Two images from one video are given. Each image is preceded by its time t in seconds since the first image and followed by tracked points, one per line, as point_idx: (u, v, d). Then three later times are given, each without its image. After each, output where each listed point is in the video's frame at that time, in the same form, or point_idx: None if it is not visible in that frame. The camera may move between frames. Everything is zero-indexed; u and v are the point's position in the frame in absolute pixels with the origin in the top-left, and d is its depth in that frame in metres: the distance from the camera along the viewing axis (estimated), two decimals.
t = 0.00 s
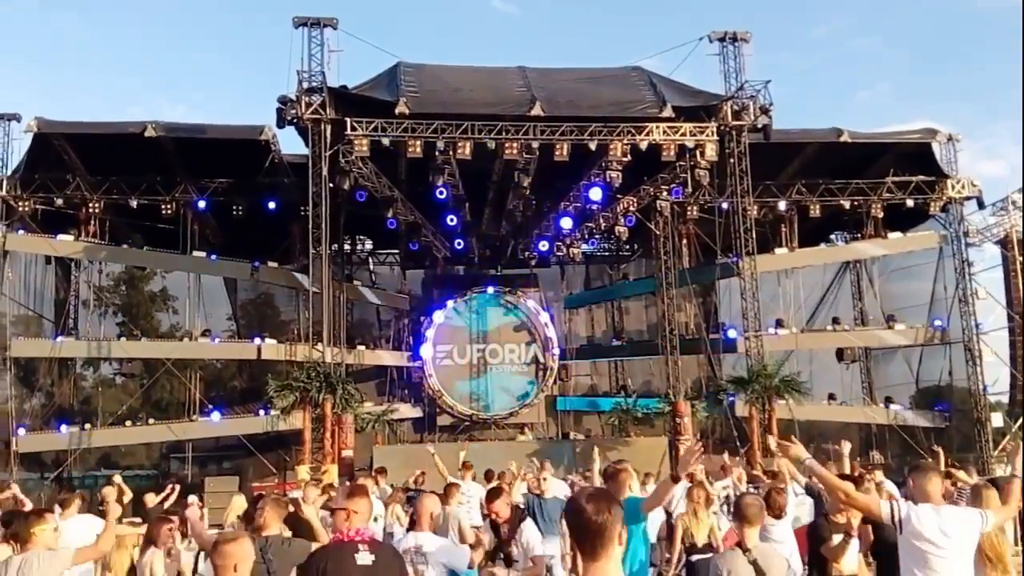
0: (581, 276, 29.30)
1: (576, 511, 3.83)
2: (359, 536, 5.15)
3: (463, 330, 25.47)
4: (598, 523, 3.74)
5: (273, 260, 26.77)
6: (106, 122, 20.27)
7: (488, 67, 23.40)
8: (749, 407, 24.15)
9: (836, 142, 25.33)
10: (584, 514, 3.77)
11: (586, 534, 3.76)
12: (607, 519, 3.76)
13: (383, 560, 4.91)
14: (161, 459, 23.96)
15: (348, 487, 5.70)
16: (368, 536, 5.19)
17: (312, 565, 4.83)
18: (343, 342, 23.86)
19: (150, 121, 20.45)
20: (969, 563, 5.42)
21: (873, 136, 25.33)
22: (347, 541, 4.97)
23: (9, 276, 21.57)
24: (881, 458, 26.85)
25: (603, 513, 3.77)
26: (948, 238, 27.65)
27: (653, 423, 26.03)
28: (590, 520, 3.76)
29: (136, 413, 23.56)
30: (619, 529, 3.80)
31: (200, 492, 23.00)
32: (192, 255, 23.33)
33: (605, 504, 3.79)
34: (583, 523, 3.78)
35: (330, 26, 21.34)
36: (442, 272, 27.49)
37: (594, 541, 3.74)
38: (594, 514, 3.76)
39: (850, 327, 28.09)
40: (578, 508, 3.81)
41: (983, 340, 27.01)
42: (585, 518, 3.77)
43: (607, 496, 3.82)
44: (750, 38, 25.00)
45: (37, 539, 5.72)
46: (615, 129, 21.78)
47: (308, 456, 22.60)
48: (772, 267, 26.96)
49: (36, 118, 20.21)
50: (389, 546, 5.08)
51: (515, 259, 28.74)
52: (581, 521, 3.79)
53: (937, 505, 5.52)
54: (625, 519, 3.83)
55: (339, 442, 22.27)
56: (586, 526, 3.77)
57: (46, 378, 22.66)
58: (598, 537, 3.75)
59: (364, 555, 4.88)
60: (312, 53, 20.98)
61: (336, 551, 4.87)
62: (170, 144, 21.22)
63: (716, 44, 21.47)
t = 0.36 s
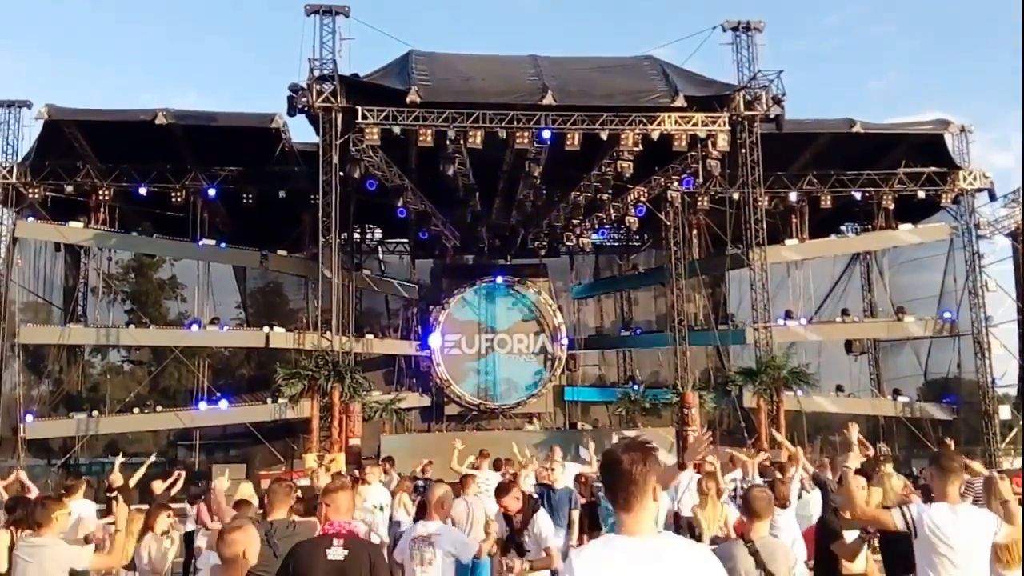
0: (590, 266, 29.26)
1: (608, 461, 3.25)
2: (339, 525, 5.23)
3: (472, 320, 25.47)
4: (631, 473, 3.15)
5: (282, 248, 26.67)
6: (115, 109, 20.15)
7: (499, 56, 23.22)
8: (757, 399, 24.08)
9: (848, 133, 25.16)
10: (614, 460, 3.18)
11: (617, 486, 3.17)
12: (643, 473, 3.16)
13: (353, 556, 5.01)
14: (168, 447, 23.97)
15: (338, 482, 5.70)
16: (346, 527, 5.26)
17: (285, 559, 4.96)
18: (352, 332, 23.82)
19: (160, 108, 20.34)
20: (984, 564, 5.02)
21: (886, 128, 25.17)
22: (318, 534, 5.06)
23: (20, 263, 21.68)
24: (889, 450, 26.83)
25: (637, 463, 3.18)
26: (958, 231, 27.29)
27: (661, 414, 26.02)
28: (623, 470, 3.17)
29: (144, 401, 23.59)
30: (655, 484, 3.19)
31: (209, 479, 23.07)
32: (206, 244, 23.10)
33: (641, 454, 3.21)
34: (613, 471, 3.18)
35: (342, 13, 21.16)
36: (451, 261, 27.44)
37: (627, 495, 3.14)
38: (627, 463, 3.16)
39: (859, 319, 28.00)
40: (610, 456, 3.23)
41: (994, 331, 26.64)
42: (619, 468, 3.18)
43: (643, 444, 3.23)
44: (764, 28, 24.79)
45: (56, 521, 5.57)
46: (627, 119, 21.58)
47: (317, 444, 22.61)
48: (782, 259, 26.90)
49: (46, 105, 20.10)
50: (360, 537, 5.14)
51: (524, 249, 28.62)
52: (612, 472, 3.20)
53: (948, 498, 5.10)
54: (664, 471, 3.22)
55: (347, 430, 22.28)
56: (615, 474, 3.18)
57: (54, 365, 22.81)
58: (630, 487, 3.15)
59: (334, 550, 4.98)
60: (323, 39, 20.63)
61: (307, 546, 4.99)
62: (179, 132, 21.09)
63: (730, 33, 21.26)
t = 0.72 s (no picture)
0: (599, 260, 29.23)
1: (644, 433, 3.30)
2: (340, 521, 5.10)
3: (480, 314, 25.59)
4: (666, 445, 3.20)
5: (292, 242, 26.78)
6: (128, 101, 20.29)
7: (509, 48, 23.18)
8: (766, 394, 24.01)
9: (860, 128, 25.13)
10: (651, 433, 3.24)
11: (654, 458, 3.23)
12: (682, 443, 3.22)
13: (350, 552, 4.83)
14: (179, 439, 24.18)
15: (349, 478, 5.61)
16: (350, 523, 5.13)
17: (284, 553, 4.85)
18: (361, 325, 23.88)
19: (172, 100, 20.45)
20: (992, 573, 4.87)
21: (898, 122, 25.03)
22: (316, 529, 4.94)
23: (32, 255, 21.96)
24: (899, 447, 26.65)
25: (673, 437, 3.22)
26: (971, 225, 27.12)
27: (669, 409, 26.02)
28: (656, 443, 3.22)
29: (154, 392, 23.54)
30: (693, 458, 3.24)
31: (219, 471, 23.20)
32: (217, 236, 23.16)
33: (677, 426, 3.24)
34: (650, 445, 3.24)
35: (352, 6, 21.17)
36: (460, 255, 27.43)
37: (667, 466, 3.21)
38: (663, 435, 3.21)
39: (869, 314, 27.88)
40: (648, 427, 3.27)
41: (1006, 327, 26.49)
42: (655, 442, 3.23)
43: (683, 414, 3.28)
44: (776, 21, 24.67)
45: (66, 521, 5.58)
46: (637, 112, 21.52)
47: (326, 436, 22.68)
48: (793, 254, 26.82)
49: (58, 97, 20.22)
50: (361, 532, 4.96)
51: (533, 243, 28.59)
52: (648, 444, 3.25)
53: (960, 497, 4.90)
54: (703, 446, 3.27)
55: (356, 423, 22.29)
56: (652, 446, 3.23)
57: (66, 357, 23.24)
58: (667, 460, 3.21)
59: (333, 544, 4.84)
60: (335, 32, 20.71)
61: (305, 541, 4.87)
62: (191, 125, 21.19)
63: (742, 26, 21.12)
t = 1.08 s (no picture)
0: (601, 257, 29.26)
1: (669, 447, 3.03)
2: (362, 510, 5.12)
3: (481, 310, 25.62)
4: (692, 453, 2.94)
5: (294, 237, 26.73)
6: (131, 95, 20.29)
7: (512, 45, 23.16)
8: (768, 392, 24.02)
9: (862, 126, 25.11)
10: (678, 442, 2.98)
11: (680, 471, 2.94)
12: (711, 459, 2.94)
13: (375, 543, 4.92)
14: (179, 433, 24.13)
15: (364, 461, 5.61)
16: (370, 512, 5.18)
17: (306, 544, 4.93)
18: (363, 320, 23.86)
19: (175, 94, 20.43)
20: (1004, 567, 4.96)
21: (900, 121, 25.02)
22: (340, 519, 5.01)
23: (34, 248, 22.00)
24: (899, 446, 26.64)
25: (702, 450, 2.95)
26: (972, 225, 27.23)
27: (670, 407, 26.05)
28: (682, 451, 2.95)
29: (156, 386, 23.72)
30: (722, 475, 2.96)
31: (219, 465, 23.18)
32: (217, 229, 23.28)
33: (708, 441, 2.97)
34: (676, 458, 2.96)
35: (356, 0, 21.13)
36: (462, 251, 27.41)
37: (695, 481, 2.91)
38: (691, 446, 2.95)
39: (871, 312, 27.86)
40: (674, 437, 3.00)
41: (1007, 327, 26.57)
42: (681, 453, 2.96)
43: (713, 427, 3.01)
44: (779, 19, 24.65)
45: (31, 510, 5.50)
46: (639, 109, 21.53)
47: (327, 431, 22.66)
48: (795, 252, 26.82)
49: (61, 90, 20.17)
50: (385, 524, 5.05)
51: (535, 239, 28.57)
52: (673, 454, 2.98)
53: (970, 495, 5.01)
54: (729, 459, 2.99)
55: (357, 419, 22.27)
56: (679, 460, 2.95)
57: (67, 350, 23.00)
58: (693, 475, 2.92)
59: (356, 535, 4.93)
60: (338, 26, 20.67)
61: (330, 532, 4.95)
62: (194, 118, 21.17)
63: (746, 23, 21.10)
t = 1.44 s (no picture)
0: (606, 257, 29.14)
1: (674, 491, 3.17)
2: (385, 499, 4.89)
3: (485, 309, 25.66)
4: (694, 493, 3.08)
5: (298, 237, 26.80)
6: (137, 96, 20.41)
7: (517, 45, 23.22)
8: (773, 391, 23.97)
9: (868, 126, 25.05)
10: (681, 483, 3.13)
11: (684, 516, 3.08)
12: (713, 503, 3.06)
13: (393, 532, 4.73)
14: (184, 433, 24.21)
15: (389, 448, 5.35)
16: (394, 500, 4.93)
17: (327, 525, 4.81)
18: (367, 320, 23.94)
19: (180, 95, 20.56)
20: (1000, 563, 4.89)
21: (906, 121, 24.94)
22: (360, 505, 4.83)
23: (41, 249, 22.17)
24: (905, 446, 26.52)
25: (706, 490, 3.10)
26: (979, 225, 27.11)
27: (674, 407, 26.05)
28: (686, 492, 3.10)
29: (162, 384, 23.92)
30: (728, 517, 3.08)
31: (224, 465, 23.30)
32: (221, 228, 23.42)
33: (710, 481, 3.12)
34: (682, 502, 3.10)
35: (360, 1, 21.22)
36: (467, 251, 27.47)
37: (699, 524, 3.04)
38: (693, 486, 3.09)
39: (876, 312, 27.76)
40: (675, 485, 3.14)
41: (1014, 326, 26.48)
42: (685, 499, 3.10)
43: (712, 472, 3.14)
44: (784, 19, 24.63)
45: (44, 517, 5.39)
46: (644, 110, 21.53)
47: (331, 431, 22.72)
48: (800, 252, 26.78)
49: (68, 92, 20.32)
50: (407, 512, 4.82)
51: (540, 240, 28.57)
52: (679, 501, 3.12)
53: (973, 496, 4.89)
54: (735, 501, 3.12)
55: (362, 418, 22.31)
56: (683, 501, 3.10)
57: (74, 350, 23.18)
58: (698, 520, 3.05)
59: (375, 524, 4.73)
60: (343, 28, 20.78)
61: (348, 518, 4.80)
62: (199, 119, 21.29)
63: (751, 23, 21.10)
